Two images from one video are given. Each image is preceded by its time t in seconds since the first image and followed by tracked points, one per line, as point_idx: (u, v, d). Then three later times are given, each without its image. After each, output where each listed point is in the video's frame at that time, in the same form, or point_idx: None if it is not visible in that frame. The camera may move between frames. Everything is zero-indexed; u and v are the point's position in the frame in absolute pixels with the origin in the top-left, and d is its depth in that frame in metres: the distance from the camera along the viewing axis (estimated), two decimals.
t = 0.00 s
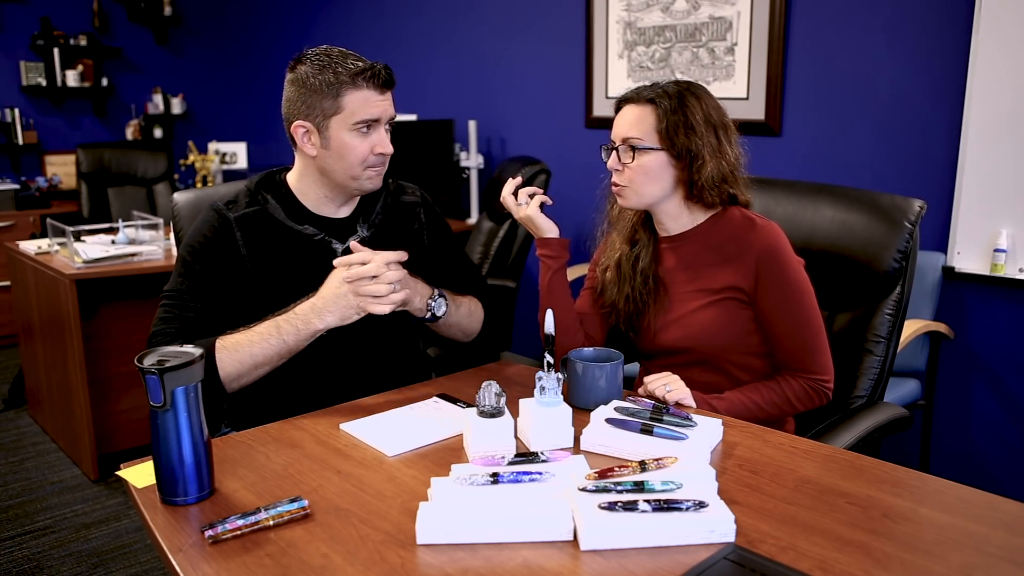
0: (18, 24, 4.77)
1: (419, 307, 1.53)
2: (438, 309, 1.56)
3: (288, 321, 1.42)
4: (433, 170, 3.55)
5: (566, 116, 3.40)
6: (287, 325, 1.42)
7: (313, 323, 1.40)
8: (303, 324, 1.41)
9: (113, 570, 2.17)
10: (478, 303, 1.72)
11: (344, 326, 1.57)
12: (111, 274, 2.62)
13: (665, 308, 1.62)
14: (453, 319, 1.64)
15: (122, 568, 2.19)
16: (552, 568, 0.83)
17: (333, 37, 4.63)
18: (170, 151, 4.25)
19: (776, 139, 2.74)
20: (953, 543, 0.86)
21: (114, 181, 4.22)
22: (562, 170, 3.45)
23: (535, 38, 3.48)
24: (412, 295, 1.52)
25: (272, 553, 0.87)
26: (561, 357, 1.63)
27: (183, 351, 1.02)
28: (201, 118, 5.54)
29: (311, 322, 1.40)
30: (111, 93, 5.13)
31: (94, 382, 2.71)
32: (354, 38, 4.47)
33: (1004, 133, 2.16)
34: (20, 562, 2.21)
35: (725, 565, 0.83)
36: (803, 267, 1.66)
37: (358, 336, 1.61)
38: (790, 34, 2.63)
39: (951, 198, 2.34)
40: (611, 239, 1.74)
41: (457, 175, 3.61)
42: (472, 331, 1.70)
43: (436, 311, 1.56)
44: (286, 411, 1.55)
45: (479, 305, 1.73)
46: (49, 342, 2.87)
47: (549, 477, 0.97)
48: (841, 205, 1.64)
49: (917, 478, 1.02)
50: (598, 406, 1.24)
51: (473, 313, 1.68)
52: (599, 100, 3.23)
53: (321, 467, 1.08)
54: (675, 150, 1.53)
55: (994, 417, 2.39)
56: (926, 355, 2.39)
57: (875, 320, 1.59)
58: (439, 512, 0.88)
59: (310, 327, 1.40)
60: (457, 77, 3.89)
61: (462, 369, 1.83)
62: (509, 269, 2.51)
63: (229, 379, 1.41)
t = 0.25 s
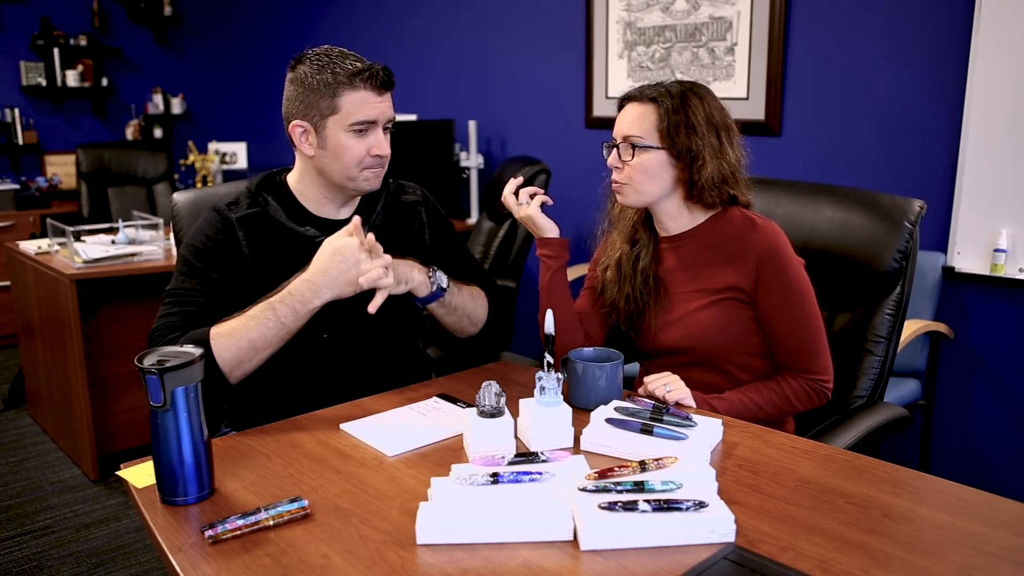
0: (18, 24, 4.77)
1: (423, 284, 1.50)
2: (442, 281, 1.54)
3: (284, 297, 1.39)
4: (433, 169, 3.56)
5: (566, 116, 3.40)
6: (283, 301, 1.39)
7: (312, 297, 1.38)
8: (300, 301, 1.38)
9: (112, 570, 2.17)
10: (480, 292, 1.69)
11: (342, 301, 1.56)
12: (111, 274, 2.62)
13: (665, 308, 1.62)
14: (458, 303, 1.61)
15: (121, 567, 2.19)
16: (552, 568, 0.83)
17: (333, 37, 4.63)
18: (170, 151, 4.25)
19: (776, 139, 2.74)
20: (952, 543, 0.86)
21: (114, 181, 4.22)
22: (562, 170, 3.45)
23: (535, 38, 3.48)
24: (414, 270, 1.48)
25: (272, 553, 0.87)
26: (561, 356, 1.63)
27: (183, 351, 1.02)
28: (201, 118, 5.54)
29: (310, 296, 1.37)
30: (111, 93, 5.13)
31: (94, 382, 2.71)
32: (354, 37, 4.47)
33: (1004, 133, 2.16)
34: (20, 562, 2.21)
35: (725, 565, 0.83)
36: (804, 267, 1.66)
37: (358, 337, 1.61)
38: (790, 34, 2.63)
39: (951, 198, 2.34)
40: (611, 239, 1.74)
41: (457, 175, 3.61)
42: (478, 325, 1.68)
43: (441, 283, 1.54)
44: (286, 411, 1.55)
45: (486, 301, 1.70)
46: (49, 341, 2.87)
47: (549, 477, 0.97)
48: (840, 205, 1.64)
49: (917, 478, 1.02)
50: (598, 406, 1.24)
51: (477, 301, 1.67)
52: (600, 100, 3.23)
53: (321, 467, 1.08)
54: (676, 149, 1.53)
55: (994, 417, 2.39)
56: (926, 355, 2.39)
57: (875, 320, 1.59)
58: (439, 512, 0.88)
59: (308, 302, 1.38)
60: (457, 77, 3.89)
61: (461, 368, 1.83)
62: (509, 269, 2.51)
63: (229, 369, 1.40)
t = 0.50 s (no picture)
0: (18, 24, 4.77)
1: (411, 253, 1.46)
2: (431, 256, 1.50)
3: (276, 251, 1.36)
4: (433, 170, 3.56)
5: (567, 116, 3.40)
6: (278, 255, 1.36)
7: (301, 236, 1.36)
8: (292, 245, 1.36)
9: (112, 570, 2.17)
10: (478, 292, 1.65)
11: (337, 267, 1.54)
12: (111, 274, 2.62)
13: (665, 309, 1.62)
14: (445, 289, 1.54)
15: (121, 567, 2.19)
16: (552, 568, 0.83)
17: (333, 36, 4.63)
18: (170, 151, 4.25)
19: (776, 139, 2.74)
20: (952, 543, 0.86)
21: (114, 181, 4.22)
22: (562, 170, 3.45)
23: (535, 38, 3.48)
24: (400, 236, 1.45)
25: (272, 553, 0.87)
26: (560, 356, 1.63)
27: (183, 351, 1.02)
28: (201, 118, 5.54)
29: (299, 236, 1.36)
30: (112, 93, 5.13)
31: (94, 382, 2.71)
32: (354, 37, 4.47)
33: (1004, 133, 2.16)
34: (20, 562, 2.21)
35: (725, 565, 0.83)
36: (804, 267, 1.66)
37: (361, 342, 1.61)
38: (790, 34, 2.63)
39: (951, 198, 2.34)
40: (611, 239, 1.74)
41: (457, 175, 3.61)
42: (464, 322, 1.57)
43: (430, 258, 1.50)
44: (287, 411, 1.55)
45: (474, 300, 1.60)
46: (49, 341, 2.87)
47: (549, 477, 0.97)
48: (840, 205, 1.64)
49: (917, 478, 1.02)
50: (598, 406, 1.24)
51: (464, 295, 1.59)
52: (600, 99, 3.23)
53: (321, 467, 1.08)
54: (677, 149, 1.53)
55: (994, 417, 2.39)
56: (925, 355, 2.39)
57: (875, 320, 1.59)
58: (439, 512, 0.88)
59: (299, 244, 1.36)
60: (457, 77, 3.89)
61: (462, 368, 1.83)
62: (509, 269, 2.50)
63: (267, 346, 1.34)
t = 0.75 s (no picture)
0: (18, 24, 4.77)
1: (423, 248, 1.50)
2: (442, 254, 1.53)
3: (291, 256, 1.35)
4: (433, 169, 3.56)
5: (567, 116, 3.40)
6: (293, 259, 1.35)
7: (313, 236, 1.35)
8: (307, 247, 1.35)
9: (113, 570, 2.17)
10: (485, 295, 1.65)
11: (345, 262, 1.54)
12: (111, 274, 2.62)
13: (665, 309, 1.62)
14: (453, 288, 1.55)
15: (122, 567, 2.19)
16: (552, 568, 0.83)
17: (333, 36, 4.63)
18: (170, 151, 4.25)
19: (776, 139, 2.74)
20: (953, 543, 0.86)
21: (114, 181, 4.22)
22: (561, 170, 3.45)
23: (535, 38, 3.48)
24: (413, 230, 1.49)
25: (272, 553, 0.87)
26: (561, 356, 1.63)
27: (183, 351, 1.02)
28: (201, 118, 5.54)
29: (312, 236, 1.35)
30: (111, 93, 5.13)
31: (94, 382, 2.71)
32: (354, 37, 4.47)
33: (1004, 133, 2.16)
34: (20, 562, 2.21)
35: (725, 565, 0.83)
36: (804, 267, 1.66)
37: (368, 347, 1.62)
38: (790, 34, 2.63)
39: (951, 198, 2.34)
40: (610, 239, 1.74)
41: (457, 175, 3.61)
42: (470, 323, 1.57)
43: (441, 256, 1.53)
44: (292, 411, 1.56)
45: (481, 303, 1.60)
46: (49, 341, 2.87)
47: (549, 477, 0.97)
48: (841, 204, 1.64)
49: (917, 478, 1.02)
50: (598, 406, 1.24)
51: (472, 298, 1.59)
52: (599, 100, 3.23)
53: (321, 467, 1.08)
54: (675, 149, 1.53)
55: (994, 417, 2.39)
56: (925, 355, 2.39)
57: (875, 320, 1.59)
58: (438, 512, 0.88)
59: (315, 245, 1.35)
60: (457, 77, 3.89)
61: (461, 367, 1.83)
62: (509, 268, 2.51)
63: (302, 352, 1.31)
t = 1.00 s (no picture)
0: (18, 24, 4.77)
1: (427, 251, 1.49)
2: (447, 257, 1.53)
3: (288, 258, 1.34)
4: (433, 169, 3.56)
5: (567, 116, 3.40)
6: (290, 262, 1.34)
7: (311, 237, 1.34)
8: (305, 250, 1.34)
9: (112, 570, 2.17)
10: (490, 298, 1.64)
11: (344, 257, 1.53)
12: (111, 274, 2.62)
13: (664, 309, 1.62)
14: (458, 291, 1.55)
15: (121, 567, 2.19)
16: (552, 568, 0.83)
17: (333, 36, 4.63)
18: (170, 151, 4.25)
19: (776, 139, 2.75)
20: (952, 543, 0.86)
21: (114, 181, 4.22)
22: (561, 170, 3.45)
23: (535, 37, 3.48)
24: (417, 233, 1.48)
25: (272, 553, 0.87)
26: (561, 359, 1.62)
27: (184, 351, 1.03)
28: (200, 118, 5.54)
29: (309, 237, 1.34)
30: (111, 93, 5.13)
31: (95, 382, 2.71)
32: (354, 37, 4.46)
33: (1005, 133, 2.16)
34: (20, 562, 2.21)
35: (725, 565, 0.83)
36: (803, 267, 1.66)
37: (370, 351, 1.62)
38: (790, 34, 2.63)
39: (951, 198, 2.34)
40: (609, 241, 1.74)
41: (457, 175, 3.61)
42: (475, 326, 1.56)
43: (446, 258, 1.52)
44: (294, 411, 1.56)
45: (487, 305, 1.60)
46: (49, 341, 2.87)
47: (549, 477, 0.97)
48: (840, 205, 1.64)
49: (917, 478, 1.02)
50: (598, 406, 1.24)
51: (477, 301, 1.58)
52: (600, 99, 3.23)
53: (321, 467, 1.08)
54: (671, 151, 1.53)
55: (994, 417, 2.39)
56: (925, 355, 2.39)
57: (875, 320, 1.59)
58: (438, 512, 0.88)
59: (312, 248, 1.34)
60: (457, 77, 3.89)
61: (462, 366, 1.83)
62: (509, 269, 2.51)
63: (299, 354, 1.30)
